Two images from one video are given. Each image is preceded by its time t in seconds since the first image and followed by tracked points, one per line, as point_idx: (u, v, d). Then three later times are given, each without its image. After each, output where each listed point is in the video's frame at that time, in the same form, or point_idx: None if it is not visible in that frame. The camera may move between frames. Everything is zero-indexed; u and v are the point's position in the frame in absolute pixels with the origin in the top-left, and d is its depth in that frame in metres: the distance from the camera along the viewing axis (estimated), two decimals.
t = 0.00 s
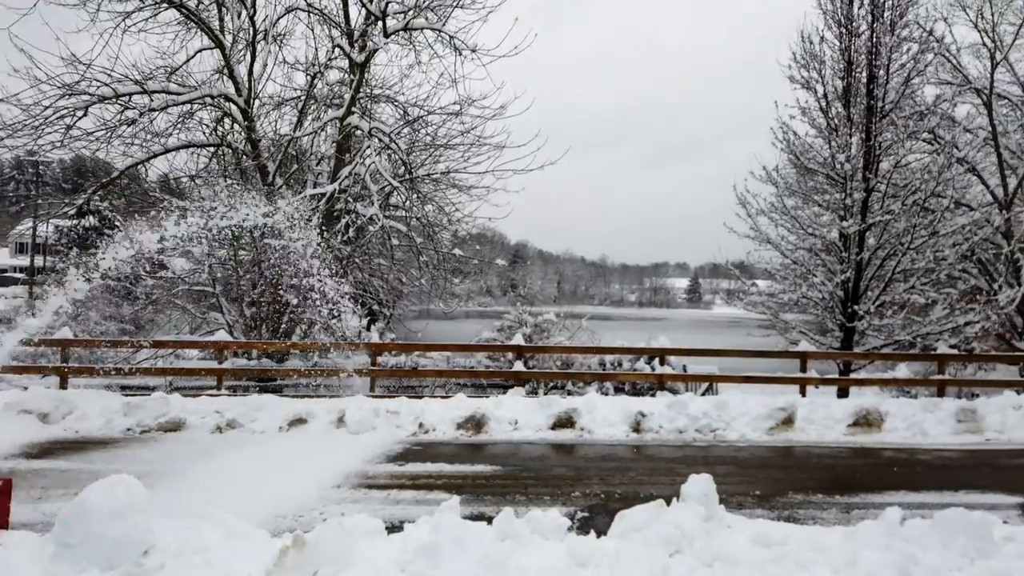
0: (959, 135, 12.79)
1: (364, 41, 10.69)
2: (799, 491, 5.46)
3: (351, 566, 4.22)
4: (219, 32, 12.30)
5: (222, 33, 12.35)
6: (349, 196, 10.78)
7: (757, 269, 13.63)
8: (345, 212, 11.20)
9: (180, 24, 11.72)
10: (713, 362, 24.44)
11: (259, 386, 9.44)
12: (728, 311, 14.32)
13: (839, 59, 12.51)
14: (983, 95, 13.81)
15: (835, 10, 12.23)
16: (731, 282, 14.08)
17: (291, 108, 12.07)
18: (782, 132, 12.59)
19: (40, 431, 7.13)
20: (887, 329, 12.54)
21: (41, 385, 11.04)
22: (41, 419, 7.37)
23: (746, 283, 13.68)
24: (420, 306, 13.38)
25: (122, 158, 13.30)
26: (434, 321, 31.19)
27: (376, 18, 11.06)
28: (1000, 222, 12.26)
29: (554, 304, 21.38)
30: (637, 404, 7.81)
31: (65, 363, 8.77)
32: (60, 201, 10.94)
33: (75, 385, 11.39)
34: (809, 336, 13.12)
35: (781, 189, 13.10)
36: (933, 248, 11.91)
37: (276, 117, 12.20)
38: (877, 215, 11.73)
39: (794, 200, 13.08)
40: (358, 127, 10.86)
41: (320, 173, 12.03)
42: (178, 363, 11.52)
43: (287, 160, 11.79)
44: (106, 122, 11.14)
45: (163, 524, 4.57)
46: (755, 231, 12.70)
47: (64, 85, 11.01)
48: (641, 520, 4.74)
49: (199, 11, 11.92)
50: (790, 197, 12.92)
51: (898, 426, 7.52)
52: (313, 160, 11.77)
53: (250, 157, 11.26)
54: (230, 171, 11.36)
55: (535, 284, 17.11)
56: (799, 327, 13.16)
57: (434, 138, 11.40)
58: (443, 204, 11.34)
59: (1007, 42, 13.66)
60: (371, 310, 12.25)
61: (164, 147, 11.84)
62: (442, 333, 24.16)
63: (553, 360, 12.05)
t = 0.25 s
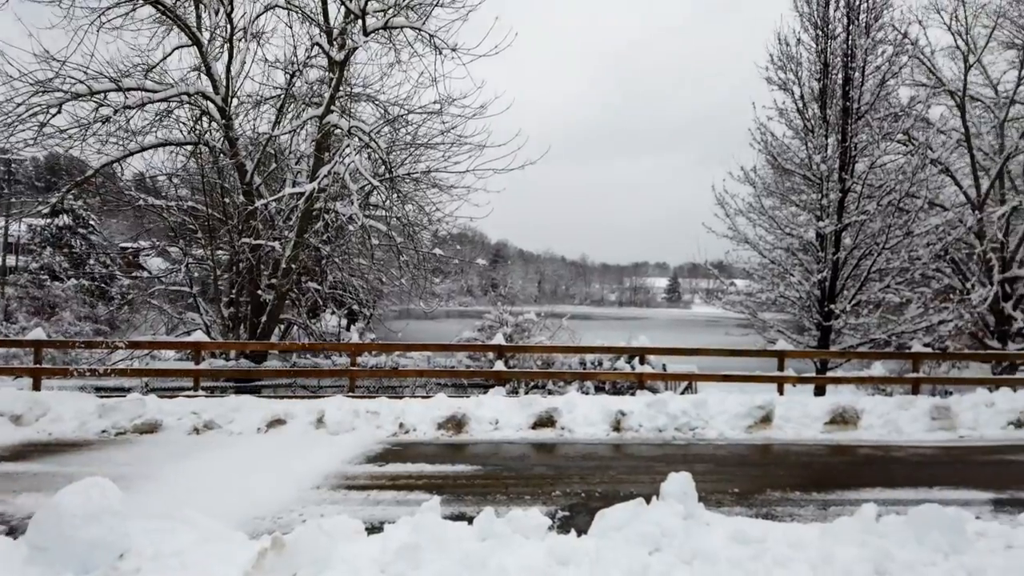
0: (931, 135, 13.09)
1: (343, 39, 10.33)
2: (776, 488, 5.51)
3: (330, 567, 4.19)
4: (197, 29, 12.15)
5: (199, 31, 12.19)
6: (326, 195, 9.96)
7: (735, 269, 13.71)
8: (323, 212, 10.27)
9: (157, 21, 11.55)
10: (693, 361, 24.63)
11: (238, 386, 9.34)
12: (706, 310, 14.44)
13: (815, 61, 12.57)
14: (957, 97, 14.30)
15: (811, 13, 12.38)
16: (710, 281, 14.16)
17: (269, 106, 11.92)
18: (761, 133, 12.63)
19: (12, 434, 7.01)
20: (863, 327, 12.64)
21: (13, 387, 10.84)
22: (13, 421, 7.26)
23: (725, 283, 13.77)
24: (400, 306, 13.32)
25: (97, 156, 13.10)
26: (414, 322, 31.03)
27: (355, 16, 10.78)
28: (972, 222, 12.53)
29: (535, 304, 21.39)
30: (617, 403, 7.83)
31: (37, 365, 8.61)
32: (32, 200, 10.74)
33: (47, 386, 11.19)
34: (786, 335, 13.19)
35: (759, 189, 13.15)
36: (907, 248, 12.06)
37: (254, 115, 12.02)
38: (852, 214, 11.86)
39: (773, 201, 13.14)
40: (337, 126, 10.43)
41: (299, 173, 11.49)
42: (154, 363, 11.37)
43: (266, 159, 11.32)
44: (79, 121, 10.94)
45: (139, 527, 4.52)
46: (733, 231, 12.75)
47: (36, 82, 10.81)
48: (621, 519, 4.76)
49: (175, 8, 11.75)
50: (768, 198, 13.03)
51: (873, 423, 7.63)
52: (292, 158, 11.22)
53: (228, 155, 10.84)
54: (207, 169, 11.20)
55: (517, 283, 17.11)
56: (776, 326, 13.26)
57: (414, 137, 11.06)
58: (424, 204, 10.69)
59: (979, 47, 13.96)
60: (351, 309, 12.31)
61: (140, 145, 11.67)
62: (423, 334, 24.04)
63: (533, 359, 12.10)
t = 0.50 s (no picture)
0: (901, 138, 13.33)
1: (318, 37, 10.45)
2: (751, 485, 5.58)
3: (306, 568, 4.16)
4: (168, 25, 11.97)
5: (171, 26, 12.00)
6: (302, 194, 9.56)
7: (711, 268, 13.68)
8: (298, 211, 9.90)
9: (127, 16, 11.34)
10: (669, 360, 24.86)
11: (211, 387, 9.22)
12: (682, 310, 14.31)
13: (788, 63, 12.58)
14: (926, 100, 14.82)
15: (784, 15, 12.41)
16: (685, 281, 14.20)
17: (243, 103, 11.73)
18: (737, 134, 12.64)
19: None
20: (835, 326, 12.84)
21: None
22: None
23: (700, 283, 13.80)
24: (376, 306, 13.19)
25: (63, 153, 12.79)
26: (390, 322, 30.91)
27: (331, 13, 10.77)
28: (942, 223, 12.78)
29: (512, 304, 21.40)
30: (594, 402, 7.87)
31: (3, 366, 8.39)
32: None
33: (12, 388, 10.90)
34: (760, 333, 13.22)
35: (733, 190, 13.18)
36: (879, 248, 12.24)
37: (227, 112, 11.70)
38: (825, 215, 12.01)
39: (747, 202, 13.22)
40: (312, 124, 10.26)
41: (272, 171, 11.22)
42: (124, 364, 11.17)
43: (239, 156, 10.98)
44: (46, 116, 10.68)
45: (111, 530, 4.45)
46: (711, 231, 12.72)
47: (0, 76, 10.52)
48: (598, 517, 4.78)
49: (146, 3, 11.54)
50: (742, 198, 13.07)
51: (844, 420, 7.77)
52: (266, 156, 10.86)
53: (200, 152, 10.67)
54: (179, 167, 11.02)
55: (494, 282, 17.11)
56: (750, 325, 13.38)
57: (390, 137, 10.99)
58: (400, 203, 10.85)
59: (947, 51, 14.28)
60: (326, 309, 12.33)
61: (110, 142, 11.43)
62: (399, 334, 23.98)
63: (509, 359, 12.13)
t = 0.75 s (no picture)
0: (875, 140, 13.75)
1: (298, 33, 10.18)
2: (729, 484, 5.64)
3: (283, 569, 4.12)
4: (145, 21, 11.84)
5: (148, 22, 11.87)
6: (280, 192, 9.73)
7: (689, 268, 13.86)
8: (277, 209, 10.03)
9: (103, 11, 11.19)
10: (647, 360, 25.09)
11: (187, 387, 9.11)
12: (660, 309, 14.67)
13: (766, 65, 12.92)
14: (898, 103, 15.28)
15: (763, 19, 12.80)
16: (664, 281, 14.30)
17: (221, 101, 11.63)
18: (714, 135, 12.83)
19: None
20: (813, 326, 12.88)
21: None
22: None
23: (679, 283, 13.96)
24: (355, 305, 13.26)
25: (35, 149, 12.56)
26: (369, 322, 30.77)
27: (309, 10, 10.61)
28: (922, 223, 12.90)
29: (492, 304, 21.42)
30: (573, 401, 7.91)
31: None
32: None
33: None
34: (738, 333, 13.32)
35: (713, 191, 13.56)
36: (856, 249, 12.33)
37: (206, 110, 11.60)
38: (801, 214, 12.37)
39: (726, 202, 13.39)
40: (292, 121, 10.20)
41: (251, 169, 11.19)
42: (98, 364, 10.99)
43: (217, 154, 10.94)
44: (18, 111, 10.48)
45: (84, 532, 4.37)
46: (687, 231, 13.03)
47: None
48: (578, 516, 4.79)
49: None
50: (721, 199, 13.45)
51: (821, 418, 7.85)
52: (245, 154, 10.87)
53: (178, 150, 10.61)
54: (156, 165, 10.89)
55: (474, 281, 17.12)
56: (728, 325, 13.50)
57: (370, 135, 10.81)
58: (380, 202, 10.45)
59: (921, 55, 14.57)
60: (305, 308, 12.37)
61: (84, 138, 11.26)
62: (378, 334, 23.89)
63: (489, 358, 12.19)
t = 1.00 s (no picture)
0: (848, 142, 14.05)
1: (272, 30, 9.98)
2: (705, 482, 5.69)
3: (258, 570, 4.07)
4: (117, 16, 11.66)
5: (119, 17, 11.69)
6: (254, 190, 9.60)
7: (666, 267, 13.95)
8: (251, 207, 9.93)
9: (73, 6, 11.00)
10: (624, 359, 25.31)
11: (161, 387, 9.01)
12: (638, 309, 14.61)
13: (742, 67, 12.91)
14: (871, 104, 15.54)
15: (738, 20, 12.78)
16: (641, 280, 14.39)
17: (195, 98, 11.51)
18: (691, 136, 12.88)
19: None
20: (786, 325, 13.09)
21: None
22: None
23: (655, 282, 14.03)
24: (332, 305, 13.20)
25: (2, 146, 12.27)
26: (346, 322, 30.64)
27: (285, 7, 10.48)
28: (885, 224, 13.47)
29: (469, 304, 21.46)
30: (550, 400, 7.94)
31: None
32: None
33: None
34: (713, 331, 13.47)
35: (688, 191, 13.45)
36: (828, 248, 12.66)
37: (179, 107, 11.50)
38: (776, 216, 12.18)
39: (701, 203, 13.48)
40: (267, 120, 10.08)
41: (226, 167, 11.10)
42: (67, 364, 10.82)
43: (191, 151, 10.84)
44: None
45: (54, 536, 4.29)
46: (665, 231, 13.08)
47: None
48: (555, 514, 4.81)
49: None
50: (697, 199, 13.29)
51: (795, 416, 7.94)
52: (219, 152, 10.76)
53: (150, 147, 10.49)
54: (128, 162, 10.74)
55: (452, 280, 17.13)
56: (704, 324, 13.64)
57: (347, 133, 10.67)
58: (357, 201, 10.52)
59: (892, 58, 14.83)
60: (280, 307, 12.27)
61: (54, 135, 11.05)
62: (355, 334, 23.79)
63: (466, 357, 12.29)
